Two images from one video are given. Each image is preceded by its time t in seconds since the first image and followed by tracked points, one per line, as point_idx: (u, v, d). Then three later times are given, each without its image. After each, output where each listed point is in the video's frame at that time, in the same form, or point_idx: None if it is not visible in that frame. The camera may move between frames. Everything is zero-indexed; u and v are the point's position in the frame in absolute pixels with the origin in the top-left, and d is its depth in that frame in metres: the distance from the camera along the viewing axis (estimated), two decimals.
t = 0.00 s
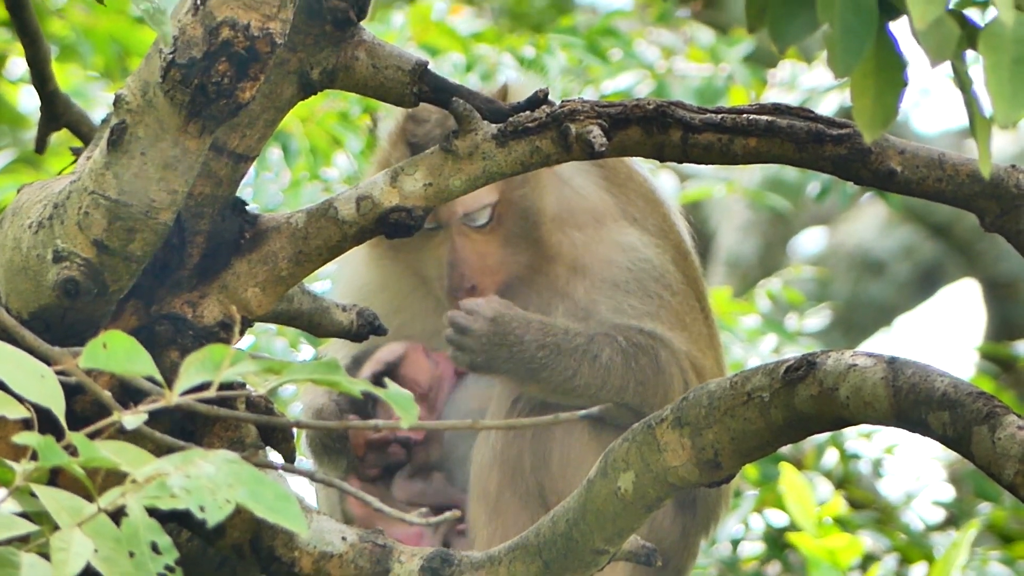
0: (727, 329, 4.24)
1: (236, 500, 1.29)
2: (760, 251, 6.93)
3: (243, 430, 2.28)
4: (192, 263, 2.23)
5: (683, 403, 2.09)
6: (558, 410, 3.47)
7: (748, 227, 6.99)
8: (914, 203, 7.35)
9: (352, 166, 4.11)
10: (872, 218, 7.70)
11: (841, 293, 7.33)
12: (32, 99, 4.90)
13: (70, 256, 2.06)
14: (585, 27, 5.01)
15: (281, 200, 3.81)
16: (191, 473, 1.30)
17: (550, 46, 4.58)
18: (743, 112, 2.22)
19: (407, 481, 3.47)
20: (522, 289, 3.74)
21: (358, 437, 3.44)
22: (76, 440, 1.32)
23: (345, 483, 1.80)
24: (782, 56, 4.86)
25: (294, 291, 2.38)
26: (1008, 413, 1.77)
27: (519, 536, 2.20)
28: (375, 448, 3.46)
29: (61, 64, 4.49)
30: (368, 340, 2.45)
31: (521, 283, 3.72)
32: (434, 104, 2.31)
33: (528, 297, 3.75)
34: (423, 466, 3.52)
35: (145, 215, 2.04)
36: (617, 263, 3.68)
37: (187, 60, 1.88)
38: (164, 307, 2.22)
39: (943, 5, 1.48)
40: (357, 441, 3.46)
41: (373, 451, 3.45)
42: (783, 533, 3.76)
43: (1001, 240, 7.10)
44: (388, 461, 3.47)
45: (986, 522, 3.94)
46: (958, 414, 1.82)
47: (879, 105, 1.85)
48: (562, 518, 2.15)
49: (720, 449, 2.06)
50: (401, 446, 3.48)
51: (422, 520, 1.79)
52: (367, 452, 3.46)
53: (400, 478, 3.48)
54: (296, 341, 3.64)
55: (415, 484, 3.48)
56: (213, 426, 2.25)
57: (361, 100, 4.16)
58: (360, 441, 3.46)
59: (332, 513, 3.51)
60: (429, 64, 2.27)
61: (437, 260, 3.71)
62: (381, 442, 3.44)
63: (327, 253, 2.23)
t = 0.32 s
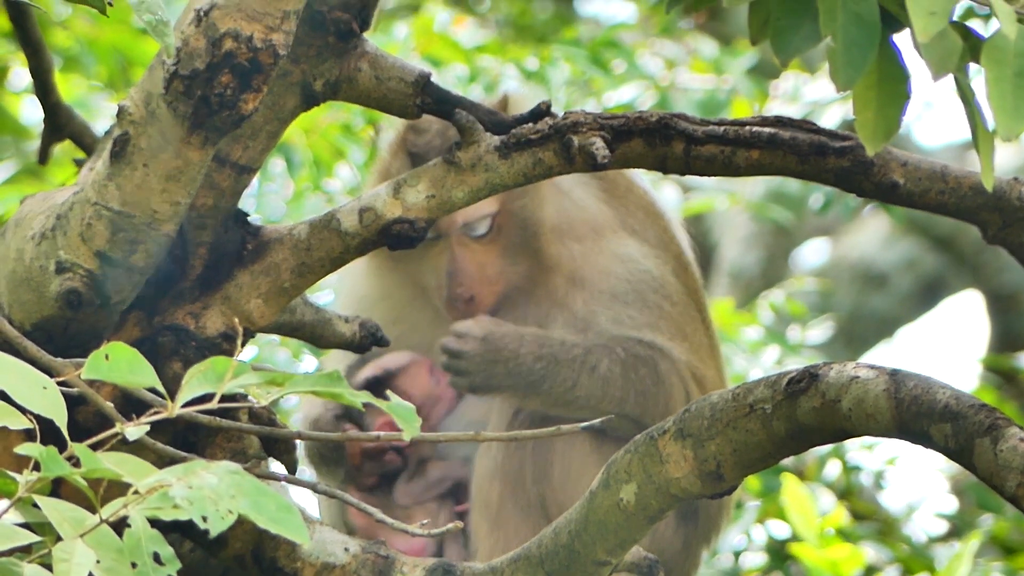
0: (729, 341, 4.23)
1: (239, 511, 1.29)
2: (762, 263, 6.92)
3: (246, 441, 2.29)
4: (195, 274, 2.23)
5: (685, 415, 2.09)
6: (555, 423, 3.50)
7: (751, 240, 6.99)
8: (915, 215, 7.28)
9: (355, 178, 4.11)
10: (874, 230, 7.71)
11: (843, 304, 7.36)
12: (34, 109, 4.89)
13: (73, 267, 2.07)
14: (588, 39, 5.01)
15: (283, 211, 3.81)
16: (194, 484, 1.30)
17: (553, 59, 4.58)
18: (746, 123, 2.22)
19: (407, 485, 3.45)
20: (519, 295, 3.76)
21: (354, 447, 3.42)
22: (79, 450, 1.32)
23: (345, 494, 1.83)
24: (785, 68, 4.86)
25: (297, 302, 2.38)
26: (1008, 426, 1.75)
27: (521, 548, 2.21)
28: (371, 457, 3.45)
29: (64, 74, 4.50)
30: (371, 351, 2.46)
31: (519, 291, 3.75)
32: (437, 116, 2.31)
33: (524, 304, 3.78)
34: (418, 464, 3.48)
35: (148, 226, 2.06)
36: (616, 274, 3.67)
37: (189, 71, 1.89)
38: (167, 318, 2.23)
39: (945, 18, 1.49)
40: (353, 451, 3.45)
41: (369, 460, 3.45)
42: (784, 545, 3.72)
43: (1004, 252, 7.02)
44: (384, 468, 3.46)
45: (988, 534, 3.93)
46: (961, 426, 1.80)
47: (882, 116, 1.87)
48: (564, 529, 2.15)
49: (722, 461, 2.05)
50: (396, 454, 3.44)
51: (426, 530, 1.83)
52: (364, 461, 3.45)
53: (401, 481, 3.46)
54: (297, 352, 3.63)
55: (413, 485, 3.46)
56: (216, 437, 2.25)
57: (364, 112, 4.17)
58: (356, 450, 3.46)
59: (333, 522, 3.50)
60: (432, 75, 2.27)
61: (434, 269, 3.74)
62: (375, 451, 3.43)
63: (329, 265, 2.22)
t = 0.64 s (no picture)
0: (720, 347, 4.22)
1: (232, 516, 1.30)
2: (755, 270, 6.93)
3: (238, 446, 2.27)
4: (188, 279, 2.23)
5: (678, 420, 2.09)
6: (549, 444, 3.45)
7: (744, 245, 6.98)
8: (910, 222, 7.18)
9: (349, 184, 4.11)
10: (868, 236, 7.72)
11: (835, 312, 7.35)
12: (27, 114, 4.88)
13: (66, 272, 2.07)
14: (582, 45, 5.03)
15: (276, 217, 3.82)
16: (187, 490, 1.31)
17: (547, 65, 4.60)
18: (739, 130, 2.22)
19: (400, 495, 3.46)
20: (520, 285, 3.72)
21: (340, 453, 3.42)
22: (72, 456, 1.32)
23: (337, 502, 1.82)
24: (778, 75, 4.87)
25: (289, 308, 2.38)
26: (1000, 432, 1.73)
27: (514, 554, 2.22)
28: (358, 462, 3.45)
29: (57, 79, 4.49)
30: (364, 356, 2.45)
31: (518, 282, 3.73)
32: (430, 121, 2.30)
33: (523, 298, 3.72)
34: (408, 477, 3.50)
35: (141, 231, 2.06)
36: (605, 281, 3.74)
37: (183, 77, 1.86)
38: (159, 323, 2.22)
39: (938, 25, 1.49)
40: (339, 456, 3.45)
41: (354, 465, 3.45)
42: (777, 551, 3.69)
43: (997, 259, 7.03)
44: (370, 475, 3.46)
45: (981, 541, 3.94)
46: (953, 432, 1.79)
47: (877, 124, 1.88)
48: (557, 535, 2.16)
49: (714, 466, 2.05)
50: (383, 459, 3.47)
51: (415, 535, 1.82)
52: (350, 466, 3.45)
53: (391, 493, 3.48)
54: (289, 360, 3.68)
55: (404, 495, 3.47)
56: (208, 442, 2.24)
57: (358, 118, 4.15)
58: (342, 455, 3.45)
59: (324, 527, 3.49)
60: (425, 81, 2.27)
61: (450, 244, 3.64)
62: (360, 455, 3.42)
63: (321, 271, 2.21)
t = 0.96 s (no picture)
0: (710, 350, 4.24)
1: (220, 519, 1.31)
2: (744, 271, 6.95)
3: (227, 449, 2.26)
4: (176, 283, 2.23)
5: (666, 423, 2.09)
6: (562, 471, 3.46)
7: (733, 247, 6.98)
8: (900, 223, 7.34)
9: (338, 187, 4.12)
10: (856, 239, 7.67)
11: (826, 315, 7.31)
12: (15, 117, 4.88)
13: (55, 276, 2.07)
14: (570, 48, 5.05)
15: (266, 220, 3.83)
16: (175, 493, 1.32)
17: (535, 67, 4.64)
18: (727, 133, 2.23)
19: (391, 493, 3.48)
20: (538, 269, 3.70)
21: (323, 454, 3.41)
22: (61, 460, 1.33)
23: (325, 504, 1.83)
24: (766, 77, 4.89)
25: (277, 311, 2.37)
26: (990, 433, 1.73)
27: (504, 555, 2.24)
28: (340, 461, 3.45)
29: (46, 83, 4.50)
30: (353, 360, 2.47)
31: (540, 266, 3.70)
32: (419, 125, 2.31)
33: (530, 289, 3.72)
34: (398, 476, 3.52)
35: (129, 235, 2.06)
36: (607, 287, 3.75)
37: (171, 80, 1.88)
38: (148, 326, 2.22)
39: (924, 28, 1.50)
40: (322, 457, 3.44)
41: (337, 464, 3.44)
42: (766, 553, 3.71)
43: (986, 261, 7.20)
44: (355, 474, 3.45)
45: (970, 544, 3.94)
46: (941, 434, 1.77)
47: (865, 126, 1.89)
48: (545, 538, 2.18)
49: (702, 469, 2.05)
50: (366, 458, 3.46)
51: (404, 537, 1.81)
52: (333, 467, 3.44)
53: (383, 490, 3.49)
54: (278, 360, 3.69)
55: (396, 495, 3.48)
56: (196, 446, 2.23)
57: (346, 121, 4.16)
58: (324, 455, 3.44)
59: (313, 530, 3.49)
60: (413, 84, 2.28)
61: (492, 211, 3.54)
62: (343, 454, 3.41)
63: (309, 274, 2.23)
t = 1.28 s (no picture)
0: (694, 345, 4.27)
1: (204, 512, 1.28)
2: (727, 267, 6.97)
3: (210, 443, 2.28)
4: (159, 278, 2.22)
5: (649, 418, 2.08)
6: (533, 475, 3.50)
7: (717, 243, 6.97)
8: (883, 218, 7.36)
9: (320, 182, 4.08)
10: (839, 235, 7.57)
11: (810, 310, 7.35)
12: None
13: (37, 270, 2.07)
14: (554, 43, 5.06)
15: (248, 214, 3.83)
16: (158, 486, 1.30)
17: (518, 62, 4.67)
18: (711, 127, 2.24)
19: (372, 484, 3.47)
20: (535, 253, 3.74)
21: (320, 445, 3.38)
22: (42, 452, 1.33)
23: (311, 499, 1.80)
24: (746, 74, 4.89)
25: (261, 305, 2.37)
26: (974, 428, 1.78)
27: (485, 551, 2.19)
28: (334, 454, 3.43)
29: (29, 79, 4.49)
30: (336, 353, 2.49)
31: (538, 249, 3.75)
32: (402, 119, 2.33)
33: (527, 273, 3.75)
34: (382, 470, 3.52)
35: (112, 229, 2.06)
36: (596, 282, 3.78)
37: (153, 74, 1.88)
38: (130, 321, 2.21)
39: (906, 21, 1.50)
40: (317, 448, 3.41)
41: (331, 456, 3.42)
42: (750, 548, 3.75)
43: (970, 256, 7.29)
44: (346, 468, 3.44)
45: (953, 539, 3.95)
46: (925, 429, 1.81)
47: (846, 121, 1.86)
48: (528, 531, 2.13)
49: (686, 463, 2.05)
50: (360, 454, 3.45)
51: (387, 532, 1.75)
52: (327, 458, 3.42)
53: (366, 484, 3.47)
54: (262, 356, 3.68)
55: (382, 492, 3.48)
56: (180, 441, 2.25)
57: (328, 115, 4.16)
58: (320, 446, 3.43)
59: (297, 526, 3.49)
60: (395, 80, 2.30)
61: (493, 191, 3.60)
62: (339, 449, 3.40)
63: (291, 268, 2.25)
